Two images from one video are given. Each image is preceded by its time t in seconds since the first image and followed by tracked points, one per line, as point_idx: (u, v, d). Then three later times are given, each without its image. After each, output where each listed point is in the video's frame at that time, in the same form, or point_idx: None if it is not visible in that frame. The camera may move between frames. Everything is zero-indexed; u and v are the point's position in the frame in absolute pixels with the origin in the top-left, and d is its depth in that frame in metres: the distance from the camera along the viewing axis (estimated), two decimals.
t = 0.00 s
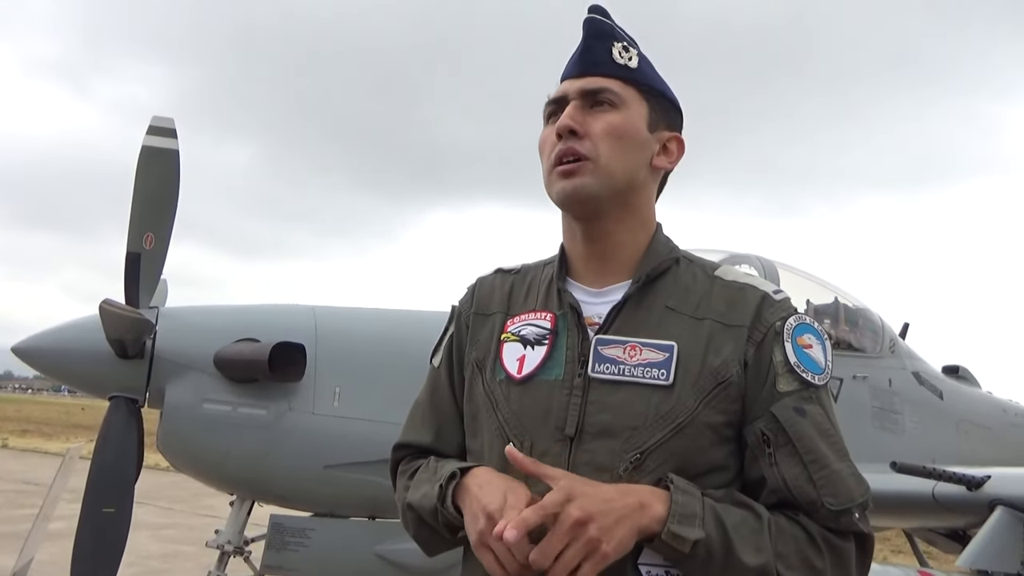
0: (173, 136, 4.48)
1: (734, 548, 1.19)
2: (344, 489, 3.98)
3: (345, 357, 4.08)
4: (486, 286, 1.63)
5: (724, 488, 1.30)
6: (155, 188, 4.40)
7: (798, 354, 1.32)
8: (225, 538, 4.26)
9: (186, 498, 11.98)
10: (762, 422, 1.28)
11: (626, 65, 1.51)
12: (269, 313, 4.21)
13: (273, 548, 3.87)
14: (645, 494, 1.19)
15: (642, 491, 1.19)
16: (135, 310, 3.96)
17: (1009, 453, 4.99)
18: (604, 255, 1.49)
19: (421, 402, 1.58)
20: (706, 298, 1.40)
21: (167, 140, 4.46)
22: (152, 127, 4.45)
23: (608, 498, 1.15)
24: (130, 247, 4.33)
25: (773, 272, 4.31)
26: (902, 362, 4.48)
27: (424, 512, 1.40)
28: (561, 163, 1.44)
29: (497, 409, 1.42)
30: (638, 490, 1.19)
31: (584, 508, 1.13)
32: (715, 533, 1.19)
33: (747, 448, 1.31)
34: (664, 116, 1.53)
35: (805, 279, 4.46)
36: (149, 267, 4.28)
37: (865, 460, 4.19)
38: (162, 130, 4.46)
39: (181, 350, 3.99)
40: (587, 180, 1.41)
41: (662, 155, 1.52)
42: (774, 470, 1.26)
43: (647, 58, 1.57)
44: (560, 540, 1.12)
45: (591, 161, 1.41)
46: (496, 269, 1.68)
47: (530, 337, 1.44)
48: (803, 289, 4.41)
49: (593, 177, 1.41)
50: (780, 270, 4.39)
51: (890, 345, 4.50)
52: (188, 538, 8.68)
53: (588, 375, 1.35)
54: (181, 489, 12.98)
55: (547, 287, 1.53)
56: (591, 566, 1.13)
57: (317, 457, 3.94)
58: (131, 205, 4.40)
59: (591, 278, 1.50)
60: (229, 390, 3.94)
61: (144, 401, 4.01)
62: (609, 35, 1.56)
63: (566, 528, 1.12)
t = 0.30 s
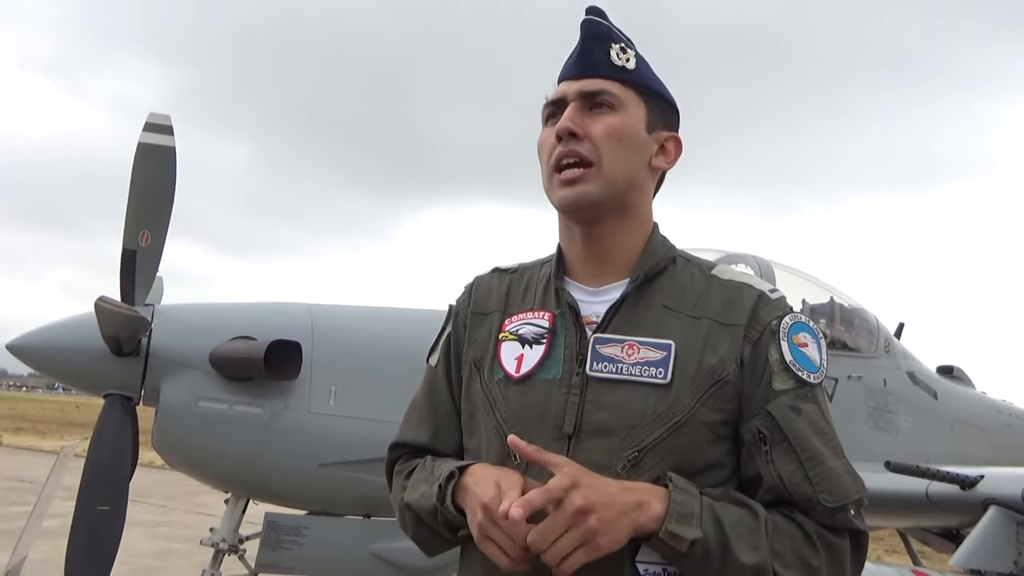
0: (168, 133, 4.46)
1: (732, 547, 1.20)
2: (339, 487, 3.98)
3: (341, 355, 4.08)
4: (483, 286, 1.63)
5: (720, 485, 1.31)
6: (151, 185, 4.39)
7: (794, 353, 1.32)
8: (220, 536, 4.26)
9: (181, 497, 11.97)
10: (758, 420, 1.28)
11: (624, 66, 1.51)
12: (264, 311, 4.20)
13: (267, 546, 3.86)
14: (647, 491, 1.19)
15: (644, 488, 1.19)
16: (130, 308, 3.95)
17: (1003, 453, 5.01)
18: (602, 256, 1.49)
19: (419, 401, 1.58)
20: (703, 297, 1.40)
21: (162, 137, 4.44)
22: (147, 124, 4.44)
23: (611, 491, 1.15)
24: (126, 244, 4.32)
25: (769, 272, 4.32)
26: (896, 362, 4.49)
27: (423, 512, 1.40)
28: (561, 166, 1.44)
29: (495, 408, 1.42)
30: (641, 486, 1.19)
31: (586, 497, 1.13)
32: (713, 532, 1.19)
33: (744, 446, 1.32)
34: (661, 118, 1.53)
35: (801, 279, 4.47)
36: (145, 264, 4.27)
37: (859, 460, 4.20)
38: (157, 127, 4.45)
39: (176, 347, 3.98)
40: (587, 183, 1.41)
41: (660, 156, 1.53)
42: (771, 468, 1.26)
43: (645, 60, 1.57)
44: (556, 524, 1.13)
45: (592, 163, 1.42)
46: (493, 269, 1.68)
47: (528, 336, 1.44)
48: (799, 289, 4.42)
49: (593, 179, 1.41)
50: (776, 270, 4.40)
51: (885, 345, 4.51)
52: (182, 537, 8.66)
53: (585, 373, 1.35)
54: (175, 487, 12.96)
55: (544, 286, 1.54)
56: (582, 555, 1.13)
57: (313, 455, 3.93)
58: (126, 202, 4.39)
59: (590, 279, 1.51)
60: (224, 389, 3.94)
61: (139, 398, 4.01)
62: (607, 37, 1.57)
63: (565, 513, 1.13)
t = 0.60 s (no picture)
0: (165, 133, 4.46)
1: (729, 537, 1.20)
2: (337, 487, 3.98)
3: (339, 355, 4.08)
4: (483, 286, 1.63)
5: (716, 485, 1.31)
6: (148, 185, 4.39)
7: (787, 353, 1.32)
8: (218, 536, 4.26)
9: (179, 497, 11.97)
10: (752, 419, 1.29)
11: (621, 68, 1.52)
12: (262, 312, 4.20)
13: (266, 546, 3.87)
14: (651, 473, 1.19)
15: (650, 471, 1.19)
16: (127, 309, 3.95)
17: (1000, 452, 5.02)
18: (600, 257, 1.50)
19: (419, 400, 1.58)
20: (699, 298, 1.41)
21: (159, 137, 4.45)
22: (144, 124, 4.43)
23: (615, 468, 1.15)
24: (123, 245, 4.32)
25: (766, 272, 4.33)
26: (893, 361, 4.50)
27: (407, 495, 1.42)
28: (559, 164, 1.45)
29: (493, 409, 1.42)
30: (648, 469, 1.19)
31: (590, 461, 1.13)
32: (710, 522, 1.20)
33: (739, 445, 1.32)
34: (658, 120, 1.54)
35: (798, 277, 4.48)
36: (142, 264, 4.27)
37: (856, 459, 4.21)
38: (154, 127, 4.45)
39: (174, 348, 3.98)
40: (585, 181, 1.42)
41: (656, 157, 1.53)
42: (765, 465, 1.27)
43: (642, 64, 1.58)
44: (547, 472, 1.14)
45: (590, 162, 1.42)
46: (493, 269, 1.68)
47: (527, 337, 1.45)
48: (796, 288, 4.43)
49: (591, 177, 1.41)
50: (773, 270, 4.41)
51: (882, 344, 4.52)
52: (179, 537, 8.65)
53: (583, 375, 1.36)
54: (172, 488, 12.94)
55: (543, 287, 1.54)
56: (561, 507, 1.15)
57: (311, 456, 3.93)
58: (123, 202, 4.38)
59: (587, 279, 1.51)
60: (222, 389, 3.94)
61: (137, 399, 4.01)
62: (606, 40, 1.57)
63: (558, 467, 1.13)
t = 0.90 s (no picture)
0: (161, 132, 4.46)
1: (709, 511, 1.13)
2: (335, 486, 3.97)
3: (336, 354, 4.08)
4: (489, 283, 1.64)
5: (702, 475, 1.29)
6: (144, 184, 4.38)
7: (776, 339, 1.32)
8: (216, 535, 4.26)
9: (177, 496, 11.97)
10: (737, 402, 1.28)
11: (597, 71, 1.52)
12: (259, 311, 4.20)
13: (263, 545, 3.87)
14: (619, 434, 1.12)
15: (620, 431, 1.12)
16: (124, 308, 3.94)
17: (996, 452, 5.04)
18: (599, 258, 1.50)
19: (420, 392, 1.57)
20: (697, 297, 1.41)
21: (155, 136, 4.44)
22: (140, 123, 4.43)
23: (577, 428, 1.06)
24: (119, 244, 4.31)
25: (763, 271, 4.34)
26: (889, 360, 4.51)
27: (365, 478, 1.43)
28: (549, 171, 1.45)
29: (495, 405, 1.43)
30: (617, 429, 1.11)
31: (550, 420, 1.05)
32: (688, 494, 1.13)
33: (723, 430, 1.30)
34: (642, 114, 1.54)
35: (794, 277, 4.49)
36: (139, 264, 4.27)
37: (852, 458, 4.23)
38: (150, 126, 4.45)
39: (171, 347, 3.98)
40: (576, 183, 1.42)
41: (644, 150, 1.53)
42: (745, 441, 1.24)
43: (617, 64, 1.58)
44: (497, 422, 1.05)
45: (578, 163, 1.43)
46: (498, 266, 1.68)
47: (530, 335, 1.45)
48: (793, 288, 4.43)
49: (581, 177, 1.42)
50: (770, 269, 4.42)
51: (879, 343, 4.53)
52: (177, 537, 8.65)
53: (584, 374, 1.36)
54: (170, 487, 12.94)
55: (546, 285, 1.54)
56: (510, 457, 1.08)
57: (308, 455, 3.93)
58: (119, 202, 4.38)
59: (589, 280, 1.52)
60: (219, 389, 3.94)
61: (134, 399, 4.00)
62: (576, 48, 1.57)
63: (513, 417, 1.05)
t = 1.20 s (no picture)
0: (160, 132, 4.46)
1: (699, 569, 1.10)
2: (334, 485, 3.98)
3: (336, 353, 4.08)
4: (483, 284, 1.64)
5: (693, 470, 1.29)
6: (143, 184, 4.39)
7: (773, 340, 1.31)
8: (215, 535, 4.26)
9: (176, 496, 11.96)
10: (734, 404, 1.27)
11: (586, 70, 1.52)
12: (258, 311, 4.20)
13: (262, 545, 3.87)
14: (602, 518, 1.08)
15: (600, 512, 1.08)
16: (123, 308, 3.94)
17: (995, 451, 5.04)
18: (592, 256, 1.50)
19: (418, 395, 1.58)
20: (692, 296, 1.41)
21: (154, 136, 4.44)
22: (139, 123, 4.43)
23: (554, 530, 1.04)
24: (119, 244, 4.31)
25: (762, 271, 4.34)
26: (888, 359, 4.51)
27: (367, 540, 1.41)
28: (538, 170, 1.46)
29: (491, 405, 1.43)
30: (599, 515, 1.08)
31: (530, 533, 1.03)
32: (676, 557, 1.10)
33: (720, 432, 1.29)
34: (634, 113, 1.53)
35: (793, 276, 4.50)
36: (138, 264, 4.27)
37: (851, 458, 4.23)
38: (149, 126, 4.45)
39: (170, 347, 3.98)
40: (564, 179, 1.42)
41: (637, 148, 1.52)
42: (743, 447, 1.23)
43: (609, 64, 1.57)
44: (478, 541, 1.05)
45: (565, 160, 1.43)
46: (494, 267, 1.69)
47: (524, 335, 1.45)
48: (792, 287, 4.44)
49: (569, 173, 1.42)
50: (769, 269, 4.42)
51: (878, 342, 4.53)
52: (177, 536, 8.65)
53: (578, 373, 1.36)
54: (169, 487, 12.94)
55: (540, 285, 1.54)
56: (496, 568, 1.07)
57: (307, 455, 3.93)
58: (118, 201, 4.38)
59: (582, 278, 1.52)
60: (219, 388, 3.94)
61: (133, 399, 4.00)
62: (567, 47, 1.57)
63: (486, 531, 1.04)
